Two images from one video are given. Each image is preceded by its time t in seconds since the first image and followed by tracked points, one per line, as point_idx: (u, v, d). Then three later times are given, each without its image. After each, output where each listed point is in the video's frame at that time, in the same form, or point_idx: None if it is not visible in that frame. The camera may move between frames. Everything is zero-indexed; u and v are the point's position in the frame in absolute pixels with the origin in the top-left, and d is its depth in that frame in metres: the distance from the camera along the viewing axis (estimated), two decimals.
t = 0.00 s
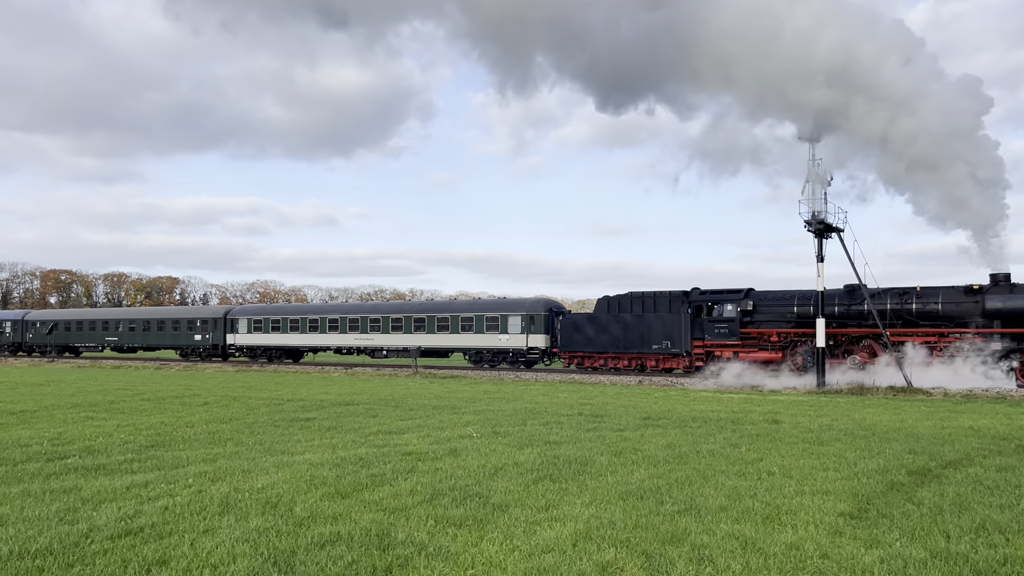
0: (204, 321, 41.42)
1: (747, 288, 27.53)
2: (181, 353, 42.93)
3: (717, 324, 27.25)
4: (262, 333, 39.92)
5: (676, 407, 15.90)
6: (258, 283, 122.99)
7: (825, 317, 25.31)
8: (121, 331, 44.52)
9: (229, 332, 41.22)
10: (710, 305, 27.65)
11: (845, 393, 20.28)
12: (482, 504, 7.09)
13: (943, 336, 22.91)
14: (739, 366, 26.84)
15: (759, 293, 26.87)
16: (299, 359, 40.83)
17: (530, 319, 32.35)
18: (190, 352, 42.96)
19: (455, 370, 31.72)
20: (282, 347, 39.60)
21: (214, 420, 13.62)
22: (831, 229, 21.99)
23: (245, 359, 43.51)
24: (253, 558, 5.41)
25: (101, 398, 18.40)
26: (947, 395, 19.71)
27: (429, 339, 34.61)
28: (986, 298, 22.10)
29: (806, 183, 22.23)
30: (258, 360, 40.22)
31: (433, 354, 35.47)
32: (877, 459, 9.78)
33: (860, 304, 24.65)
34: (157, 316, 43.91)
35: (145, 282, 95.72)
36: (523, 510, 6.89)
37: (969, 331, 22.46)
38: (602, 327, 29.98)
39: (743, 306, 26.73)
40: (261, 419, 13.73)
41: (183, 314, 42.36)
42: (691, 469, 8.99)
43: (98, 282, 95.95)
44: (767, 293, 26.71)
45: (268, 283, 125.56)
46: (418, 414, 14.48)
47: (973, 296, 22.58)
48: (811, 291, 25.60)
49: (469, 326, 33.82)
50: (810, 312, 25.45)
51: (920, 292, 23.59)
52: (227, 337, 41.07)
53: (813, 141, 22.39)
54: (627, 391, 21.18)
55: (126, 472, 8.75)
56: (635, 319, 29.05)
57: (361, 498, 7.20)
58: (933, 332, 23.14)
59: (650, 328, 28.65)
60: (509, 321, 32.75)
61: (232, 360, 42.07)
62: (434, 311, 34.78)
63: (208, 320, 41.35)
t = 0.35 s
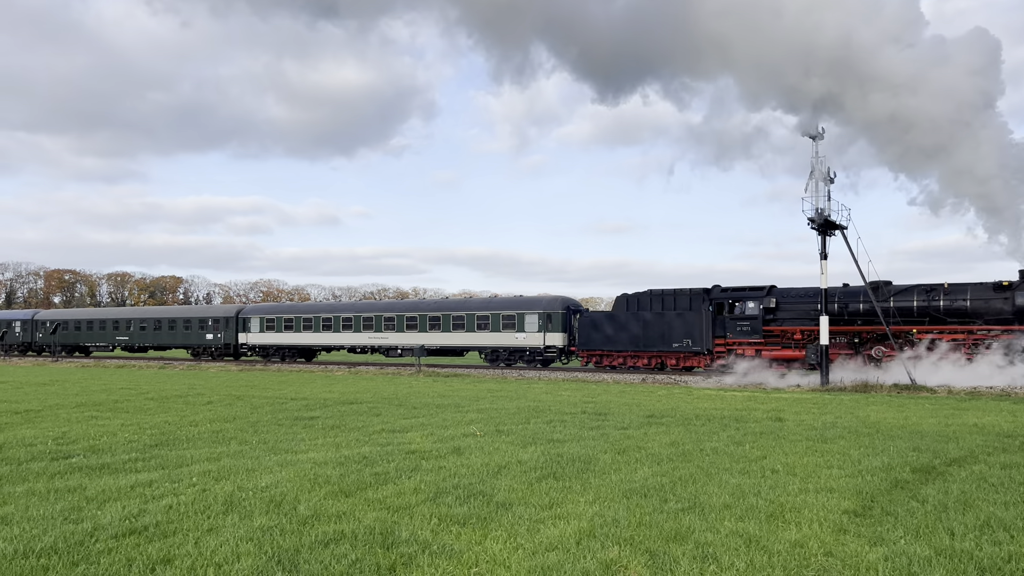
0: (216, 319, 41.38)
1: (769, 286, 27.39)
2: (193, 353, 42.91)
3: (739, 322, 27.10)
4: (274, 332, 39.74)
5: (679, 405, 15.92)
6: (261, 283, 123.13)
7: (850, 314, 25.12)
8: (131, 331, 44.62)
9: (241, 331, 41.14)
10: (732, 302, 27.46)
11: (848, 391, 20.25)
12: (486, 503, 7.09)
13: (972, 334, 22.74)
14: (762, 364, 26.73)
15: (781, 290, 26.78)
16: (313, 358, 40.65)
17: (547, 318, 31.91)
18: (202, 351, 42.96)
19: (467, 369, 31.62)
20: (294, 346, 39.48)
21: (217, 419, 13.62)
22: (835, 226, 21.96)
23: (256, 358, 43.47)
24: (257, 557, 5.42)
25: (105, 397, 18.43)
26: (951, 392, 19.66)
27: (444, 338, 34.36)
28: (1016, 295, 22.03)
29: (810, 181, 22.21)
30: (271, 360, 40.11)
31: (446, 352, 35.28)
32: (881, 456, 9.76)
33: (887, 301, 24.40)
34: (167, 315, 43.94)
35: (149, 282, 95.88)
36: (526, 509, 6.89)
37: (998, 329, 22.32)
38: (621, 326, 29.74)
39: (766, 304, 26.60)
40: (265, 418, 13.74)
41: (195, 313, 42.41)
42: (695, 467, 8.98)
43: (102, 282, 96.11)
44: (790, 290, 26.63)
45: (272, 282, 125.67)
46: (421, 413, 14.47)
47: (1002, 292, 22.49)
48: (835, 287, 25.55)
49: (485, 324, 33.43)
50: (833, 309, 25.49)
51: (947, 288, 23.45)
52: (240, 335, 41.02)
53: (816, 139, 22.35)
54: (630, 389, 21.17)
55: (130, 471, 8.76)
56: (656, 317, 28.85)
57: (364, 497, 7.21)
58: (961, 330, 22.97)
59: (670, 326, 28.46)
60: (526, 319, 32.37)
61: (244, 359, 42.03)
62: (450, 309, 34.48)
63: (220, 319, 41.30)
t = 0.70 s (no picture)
0: (227, 319, 41.37)
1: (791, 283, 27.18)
2: (204, 352, 42.91)
3: (760, 321, 26.84)
4: (285, 331, 39.62)
5: (682, 404, 15.89)
6: (263, 283, 123.37)
7: (873, 312, 24.94)
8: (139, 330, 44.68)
9: (252, 330, 41.05)
10: (752, 300, 27.23)
11: (851, 389, 20.21)
12: (488, 501, 7.09)
13: (999, 331, 22.55)
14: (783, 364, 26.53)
15: (804, 288, 26.51)
16: (325, 357, 40.51)
17: (563, 317, 31.62)
18: (213, 351, 42.90)
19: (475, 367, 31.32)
20: (306, 346, 39.43)
21: (220, 418, 13.63)
22: (836, 224, 21.92)
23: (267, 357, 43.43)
24: (260, 556, 5.42)
25: (108, 396, 18.48)
26: (953, 390, 19.61)
27: (458, 337, 34.14)
28: None
29: (812, 180, 22.18)
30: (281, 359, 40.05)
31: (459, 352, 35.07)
32: (884, 454, 9.75)
33: (912, 299, 24.20)
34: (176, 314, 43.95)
35: (151, 282, 96.02)
36: (528, 508, 6.89)
37: None
38: (639, 324, 29.59)
39: (788, 302, 26.42)
40: (267, 417, 13.74)
41: (204, 313, 42.39)
42: (698, 466, 8.98)
43: (104, 282, 96.24)
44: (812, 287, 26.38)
45: (274, 282, 125.90)
46: (424, 412, 14.46)
47: None
48: (858, 285, 25.41)
49: (500, 323, 33.11)
50: (857, 307, 25.34)
51: (974, 286, 23.17)
52: (251, 335, 40.95)
53: (817, 137, 22.32)
54: (632, 388, 21.15)
55: (133, 471, 8.77)
56: (675, 316, 28.68)
57: (367, 496, 7.21)
58: (988, 328, 22.76)
59: (689, 324, 28.29)
60: (543, 318, 32.05)
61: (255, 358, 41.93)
62: (464, 308, 34.21)
63: (231, 319, 41.25)
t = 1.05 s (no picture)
0: (236, 319, 41.33)
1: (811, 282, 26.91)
2: (212, 352, 42.80)
3: (780, 320, 26.66)
4: (296, 330, 39.57)
5: (682, 403, 15.85)
6: (264, 283, 123.50)
7: (896, 311, 24.51)
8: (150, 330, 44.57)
9: (261, 329, 40.99)
10: (772, 299, 27.01)
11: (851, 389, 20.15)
12: (489, 501, 7.09)
13: None
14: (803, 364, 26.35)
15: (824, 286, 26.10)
16: (334, 357, 40.47)
17: (579, 317, 31.45)
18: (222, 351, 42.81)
19: (475, 367, 31.19)
20: (315, 346, 39.39)
21: (221, 419, 13.63)
22: (837, 224, 21.91)
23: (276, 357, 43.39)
24: (262, 556, 5.42)
25: (108, 396, 18.55)
26: (953, 390, 19.55)
27: (470, 337, 34.02)
28: None
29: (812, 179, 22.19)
30: (291, 359, 40.08)
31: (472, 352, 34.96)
32: (884, 453, 9.76)
33: (936, 298, 23.76)
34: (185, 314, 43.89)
35: (151, 282, 96.13)
36: (529, 507, 6.88)
37: None
38: (656, 324, 29.46)
39: (809, 301, 26.21)
40: (267, 417, 13.75)
41: (213, 312, 42.31)
42: (698, 465, 8.97)
43: (105, 282, 96.39)
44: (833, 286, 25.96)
45: (274, 282, 126.13)
46: (424, 412, 14.48)
47: None
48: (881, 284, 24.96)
49: (513, 323, 32.96)
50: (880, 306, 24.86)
51: (1000, 284, 22.71)
52: (260, 335, 40.88)
53: (817, 137, 22.32)
54: (632, 388, 21.13)
55: (134, 471, 8.78)
56: (692, 316, 28.50)
57: (367, 496, 7.22)
58: (1016, 327, 22.32)
59: (708, 324, 28.11)
60: (557, 318, 31.94)
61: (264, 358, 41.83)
62: (478, 308, 34.05)
63: (240, 319, 41.22)
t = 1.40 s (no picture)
0: (243, 319, 41.20)
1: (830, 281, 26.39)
2: (219, 353, 42.68)
3: (798, 320, 26.25)
4: (304, 331, 39.47)
5: (680, 404, 15.84)
6: (263, 283, 123.60)
7: (918, 311, 23.93)
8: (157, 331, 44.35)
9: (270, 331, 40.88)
10: (790, 299, 26.69)
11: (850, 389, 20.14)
12: (489, 502, 7.09)
13: None
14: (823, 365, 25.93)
15: (842, 285, 25.51)
16: (343, 358, 40.43)
17: (592, 317, 31.39)
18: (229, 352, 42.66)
19: (475, 368, 31.18)
20: (324, 347, 39.30)
21: (220, 420, 13.64)
22: (835, 224, 21.91)
23: (282, 358, 43.27)
24: (261, 557, 5.42)
25: (106, 398, 18.56)
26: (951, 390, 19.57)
27: (482, 338, 34.00)
28: None
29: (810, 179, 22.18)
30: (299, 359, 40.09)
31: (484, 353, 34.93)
32: (884, 453, 9.77)
33: (958, 297, 23.10)
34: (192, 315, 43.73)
35: (150, 283, 96.14)
36: (529, 508, 6.89)
37: None
38: (672, 324, 29.16)
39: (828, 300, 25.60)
40: (266, 418, 13.76)
41: (220, 313, 42.14)
42: (697, 466, 8.97)
43: (104, 283, 96.43)
44: (851, 285, 25.36)
45: (273, 283, 126.27)
46: (424, 412, 14.49)
47: None
48: (900, 283, 24.32)
49: (526, 323, 32.88)
50: (899, 305, 24.23)
51: None
52: (268, 336, 40.78)
53: (815, 137, 22.31)
54: (631, 388, 21.13)
55: (133, 472, 8.77)
56: (708, 316, 28.13)
57: (366, 496, 7.22)
58: None
59: (724, 325, 27.72)
60: (570, 318, 31.91)
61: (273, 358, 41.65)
62: (491, 308, 33.96)
63: (248, 319, 41.08)
